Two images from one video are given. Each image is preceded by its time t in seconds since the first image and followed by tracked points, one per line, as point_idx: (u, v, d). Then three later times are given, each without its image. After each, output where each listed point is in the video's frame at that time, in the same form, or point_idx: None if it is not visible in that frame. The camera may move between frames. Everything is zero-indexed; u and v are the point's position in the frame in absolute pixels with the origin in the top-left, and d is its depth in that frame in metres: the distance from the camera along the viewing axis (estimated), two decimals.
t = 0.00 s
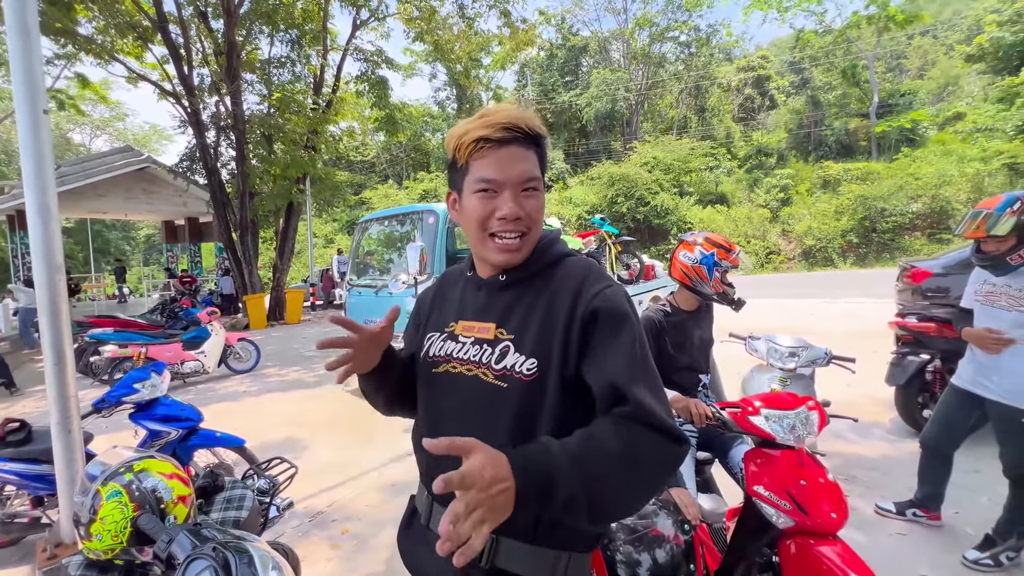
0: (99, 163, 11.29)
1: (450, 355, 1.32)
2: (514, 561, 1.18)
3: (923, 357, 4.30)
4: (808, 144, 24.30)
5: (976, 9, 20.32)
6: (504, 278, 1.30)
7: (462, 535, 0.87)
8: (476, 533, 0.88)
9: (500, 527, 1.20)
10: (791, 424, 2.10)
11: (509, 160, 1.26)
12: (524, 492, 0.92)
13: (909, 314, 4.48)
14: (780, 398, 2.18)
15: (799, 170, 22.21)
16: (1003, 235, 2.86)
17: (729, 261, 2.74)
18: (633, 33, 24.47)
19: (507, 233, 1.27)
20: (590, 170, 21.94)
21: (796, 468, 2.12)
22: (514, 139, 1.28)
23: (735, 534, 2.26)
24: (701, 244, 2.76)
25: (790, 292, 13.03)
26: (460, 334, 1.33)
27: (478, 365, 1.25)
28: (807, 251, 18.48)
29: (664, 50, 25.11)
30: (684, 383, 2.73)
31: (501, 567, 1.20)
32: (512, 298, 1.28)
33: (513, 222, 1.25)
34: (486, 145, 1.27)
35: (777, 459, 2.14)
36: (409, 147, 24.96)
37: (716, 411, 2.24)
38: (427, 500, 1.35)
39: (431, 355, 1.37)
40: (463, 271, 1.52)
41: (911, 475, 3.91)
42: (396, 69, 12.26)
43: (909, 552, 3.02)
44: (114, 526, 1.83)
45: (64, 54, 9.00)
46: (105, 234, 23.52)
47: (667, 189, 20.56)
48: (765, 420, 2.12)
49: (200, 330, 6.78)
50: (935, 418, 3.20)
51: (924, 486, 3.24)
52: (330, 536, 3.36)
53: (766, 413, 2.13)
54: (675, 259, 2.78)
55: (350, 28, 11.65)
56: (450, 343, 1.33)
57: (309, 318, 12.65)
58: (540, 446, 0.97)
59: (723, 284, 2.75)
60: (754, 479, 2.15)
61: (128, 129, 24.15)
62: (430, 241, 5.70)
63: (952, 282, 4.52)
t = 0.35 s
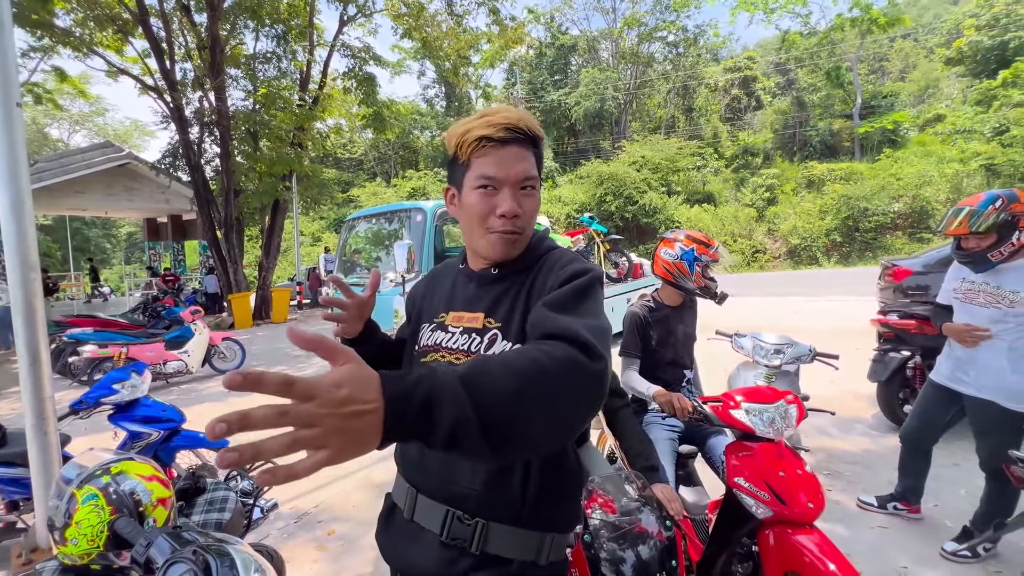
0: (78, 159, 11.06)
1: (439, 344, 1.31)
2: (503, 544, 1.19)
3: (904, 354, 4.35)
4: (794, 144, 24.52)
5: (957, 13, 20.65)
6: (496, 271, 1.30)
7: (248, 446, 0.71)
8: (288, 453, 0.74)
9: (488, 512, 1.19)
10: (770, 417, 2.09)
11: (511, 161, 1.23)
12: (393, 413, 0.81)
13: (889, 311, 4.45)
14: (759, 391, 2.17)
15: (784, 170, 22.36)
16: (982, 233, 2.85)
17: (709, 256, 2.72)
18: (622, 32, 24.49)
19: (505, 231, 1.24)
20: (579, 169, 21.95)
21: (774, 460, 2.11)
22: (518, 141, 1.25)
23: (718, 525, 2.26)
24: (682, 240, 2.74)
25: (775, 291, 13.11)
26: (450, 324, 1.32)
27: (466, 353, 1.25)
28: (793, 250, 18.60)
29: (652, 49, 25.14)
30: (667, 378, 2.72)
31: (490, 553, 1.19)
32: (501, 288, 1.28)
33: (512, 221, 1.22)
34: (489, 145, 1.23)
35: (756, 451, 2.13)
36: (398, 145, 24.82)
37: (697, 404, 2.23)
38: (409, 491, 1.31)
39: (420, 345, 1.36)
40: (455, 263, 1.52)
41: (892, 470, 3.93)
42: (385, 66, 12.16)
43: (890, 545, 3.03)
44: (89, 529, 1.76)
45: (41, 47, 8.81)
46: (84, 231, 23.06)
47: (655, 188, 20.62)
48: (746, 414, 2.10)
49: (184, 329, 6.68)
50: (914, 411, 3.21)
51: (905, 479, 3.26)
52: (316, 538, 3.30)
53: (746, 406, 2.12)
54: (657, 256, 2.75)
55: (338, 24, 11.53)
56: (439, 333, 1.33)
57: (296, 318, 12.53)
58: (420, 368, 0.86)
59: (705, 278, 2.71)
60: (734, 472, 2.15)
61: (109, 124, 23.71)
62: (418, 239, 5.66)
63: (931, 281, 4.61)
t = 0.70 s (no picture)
0: (68, 155, 10.95)
1: (441, 344, 1.32)
2: (508, 540, 1.20)
3: (896, 351, 4.37)
4: (787, 143, 24.60)
5: (949, 12, 20.79)
6: (496, 270, 1.30)
7: (237, 448, 0.71)
8: (275, 455, 0.74)
9: (494, 510, 1.20)
10: (762, 414, 2.10)
11: (492, 161, 1.20)
12: (385, 415, 0.80)
13: (882, 308, 4.47)
14: (751, 388, 2.19)
15: (778, 168, 22.42)
16: (973, 232, 2.85)
17: (698, 254, 2.73)
18: (617, 30, 24.46)
19: (492, 232, 1.22)
20: (574, 167, 21.95)
21: (767, 456, 2.12)
22: (501, 139, 1.21)
23: (711, 520, 2.27)
24: (672, 240, 2.75)
25: (768, 288, 13.16)
26: (453, 323, 1.32)
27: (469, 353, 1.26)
28: (786, 248, 18.65)
29: (647, 47, 25.12)
30: (660, 374, 2.72)
31: (497, 547, 1.20)
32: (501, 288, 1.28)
33: (495, 224, 1.21)
34: (466, 147, 1.21)
35: (749, 447, 2.14)
36: (392, 142, 24.74)
37: (688, 402, 2.23)
38: (415, 486, 1.31)
39: (424, 344, 1.37)
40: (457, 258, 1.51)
41: (885, 465, 3.96)
42: (379, 62, 12.11)
43: (883, 539, 3.05)
44: (90, 529, 1.74)
45: (31, 42, 8.72)
46: (74, 229, 22.84)
47: (649, 186, 20.66)
48: (738, 411, 2.10)
49: (177, 328, 6.65)
50: (906, 406, 3.23)
51: (897, 474, 3.28)
52: (314, 536, 3.30)
53: (739, 403, 2.12)
54: (647, 254, 2.77)
55: (332, 20, 11.47)
56: (442, 331, 1.34)
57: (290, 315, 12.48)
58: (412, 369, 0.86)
59: (695, 276, 2.73)
60: (728, 468, 2.15)
61: (99, 120, 23.48)
62: (413, 237, 5.65)
63: (922, 278, 4.65)
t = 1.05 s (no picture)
0: (67, 152, 10.92)
1: (458, 353, 1.24)
2: (540, 533, 1.20)
3: (896, 349, 4.37)
4: (787, 141, 24.55)
5: (950, 10, 20.78)
6: (513, 273, 1.28)
7: (343, 446, 0.78)
8: (370, 450, 0.80)
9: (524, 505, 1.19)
10: (761, 413, 2.10)
11: (485, 163, 1.20)
12: (456, 417, 0.87)
13: (882, 307, 4.47)
14: (749, 387, 2.19)
15: (778, 166, 22.39)
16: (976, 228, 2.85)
17: (693, 251, 2.73)
18: (617, 28, 24.42)
19: (489, 236, 1.21)
20: (574, 165, 21.92)
21: (766, 455, 2.12)
22: (497, 136, 1.21)
23: (710, 518, 2.27)
24: (667, 237, 2.76)
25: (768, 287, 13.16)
26: (466, 330, 1.26)
27: (493, 358, 1.22)
28: (786, 247, 18.63)
29: (647, 45, 25.08)
30: (659, 374, 2.71)
31: (530, 541, 1.20)
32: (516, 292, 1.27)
33: (490, 230, 1.20)
34: (460, 147, 1.22)
35: (748, 447, 2.13)
36: (392, 139, 24.73)
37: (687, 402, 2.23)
38: (429, 495, 1.26)
39: (430, 353, 1.26)
40: (445, 251, 1.40)
41: (884, 463, 3.97)
42: (379, 59, 12.10)
43: (881, 537, 3.06)
44: (91, 526, 1.73)
45: (29, 38, 8.70)
46: (73, 226, 22.79)
47: (649, 184, 20.66)
48: (736, 410, 2.11)
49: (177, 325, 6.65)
50: (907, 406, 3.24)
51: (897, 472, 3.30)
52: (315, 533, 3.30)
53: (737, 402, 2.13)
54: (642, 253, 2.78)
55: (332, 17, 11.44)
56: (455, 340, 1.26)
57: (290, 313, 12.47)
58: (476, 376, 0.92)
59: (690, 274, 2.73)
60: (727, 467, 2.15)
61: (98, 117, 23.43)
62: (414, 234, 5.64)
63: (922, 277, 4.66)
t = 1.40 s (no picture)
0: (70, 149, 10.94)
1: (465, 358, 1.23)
2: (551, 533, 1.21)
3: (900, 349, 4.37)
4: (791, 140, 24.48)
5: (955, 9, 20.70)
6: (521, 276, 1.26)
7: (401, 431, 0.83)
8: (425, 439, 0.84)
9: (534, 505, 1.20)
10: (765, 412, 2.10)
11: (489, 160, 1.20)
12: (496, 413, 0.91)
13: (886, 307, 4.46)
14: (755, 386, 2.19)
15: (781, 166, 22.32)
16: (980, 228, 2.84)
17: (702, 252, 2.74)
18: (621, 26, 24.42)
19: (490, 235, 1.20)
20: (577, 164, 21.90)
21: (771, 454, 2.11)
22: (503, 133, 1.21)
23: (714, 517, 2.27)
24: (673, 237, 2.75)
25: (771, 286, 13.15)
26: (473, 334, 1.26)
27: (502, 363, 1.22)
28: (789, 246, 18.57)
29: (651, 43, 25.04)
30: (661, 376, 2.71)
31: (540, 542, 1.21)
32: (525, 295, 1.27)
33: (489, 230, 1.19)
34: (466, 143, 1.22)
35: (752, 445, 2.13)
36: (395, 138, 24.75)
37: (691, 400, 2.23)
38: (435, 504, 1.24)
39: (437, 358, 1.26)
40: (446, 251, 1.38)
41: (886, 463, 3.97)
42: (382, 57, 12.10)
43: (883, 536, 3.06)
44: (98, 521, 1.75)
45: (33, 34, 8.72)
46: (77, 222, 22.84)
47: (652, 183, 20.66)
48: (740, 409, 2.11)
49: (180, 322, 6.67)
50: (910, 407, 3.24)
51: (900, 472, 3.29)
52: (318, 529, 3.32)
53: (741, 401, 2.13)
54: (649, 252, 2.75)
55: (335, 14, 11.44)
56: (462, 345, 1.25)
57: (293, 311, 12.49)
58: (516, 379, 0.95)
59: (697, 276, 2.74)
60: (731, 465, 2.15)
61: (101, 114, 23.48)
62: (417, 232, 5.65)
63: (926, 277, 4.66)
